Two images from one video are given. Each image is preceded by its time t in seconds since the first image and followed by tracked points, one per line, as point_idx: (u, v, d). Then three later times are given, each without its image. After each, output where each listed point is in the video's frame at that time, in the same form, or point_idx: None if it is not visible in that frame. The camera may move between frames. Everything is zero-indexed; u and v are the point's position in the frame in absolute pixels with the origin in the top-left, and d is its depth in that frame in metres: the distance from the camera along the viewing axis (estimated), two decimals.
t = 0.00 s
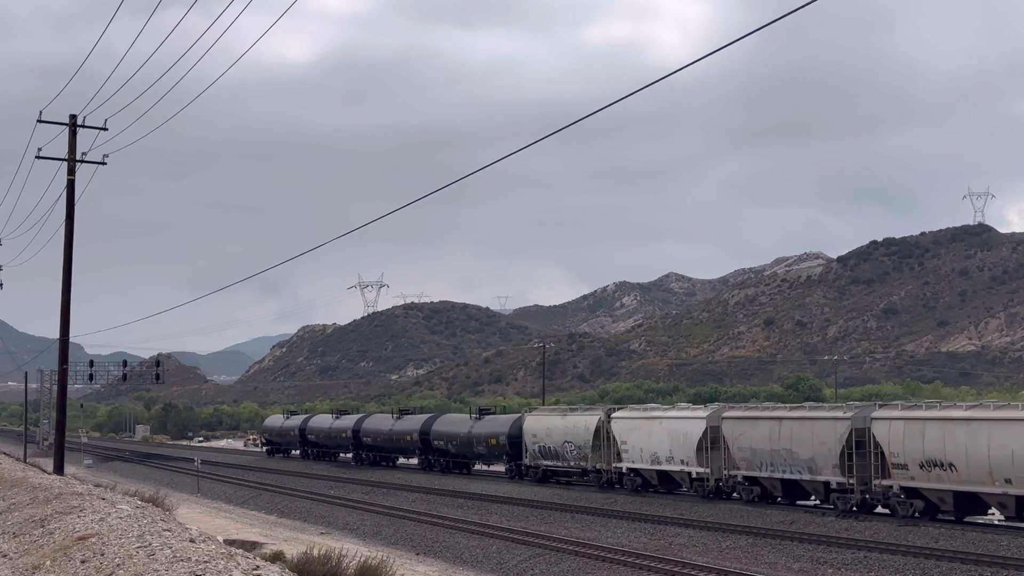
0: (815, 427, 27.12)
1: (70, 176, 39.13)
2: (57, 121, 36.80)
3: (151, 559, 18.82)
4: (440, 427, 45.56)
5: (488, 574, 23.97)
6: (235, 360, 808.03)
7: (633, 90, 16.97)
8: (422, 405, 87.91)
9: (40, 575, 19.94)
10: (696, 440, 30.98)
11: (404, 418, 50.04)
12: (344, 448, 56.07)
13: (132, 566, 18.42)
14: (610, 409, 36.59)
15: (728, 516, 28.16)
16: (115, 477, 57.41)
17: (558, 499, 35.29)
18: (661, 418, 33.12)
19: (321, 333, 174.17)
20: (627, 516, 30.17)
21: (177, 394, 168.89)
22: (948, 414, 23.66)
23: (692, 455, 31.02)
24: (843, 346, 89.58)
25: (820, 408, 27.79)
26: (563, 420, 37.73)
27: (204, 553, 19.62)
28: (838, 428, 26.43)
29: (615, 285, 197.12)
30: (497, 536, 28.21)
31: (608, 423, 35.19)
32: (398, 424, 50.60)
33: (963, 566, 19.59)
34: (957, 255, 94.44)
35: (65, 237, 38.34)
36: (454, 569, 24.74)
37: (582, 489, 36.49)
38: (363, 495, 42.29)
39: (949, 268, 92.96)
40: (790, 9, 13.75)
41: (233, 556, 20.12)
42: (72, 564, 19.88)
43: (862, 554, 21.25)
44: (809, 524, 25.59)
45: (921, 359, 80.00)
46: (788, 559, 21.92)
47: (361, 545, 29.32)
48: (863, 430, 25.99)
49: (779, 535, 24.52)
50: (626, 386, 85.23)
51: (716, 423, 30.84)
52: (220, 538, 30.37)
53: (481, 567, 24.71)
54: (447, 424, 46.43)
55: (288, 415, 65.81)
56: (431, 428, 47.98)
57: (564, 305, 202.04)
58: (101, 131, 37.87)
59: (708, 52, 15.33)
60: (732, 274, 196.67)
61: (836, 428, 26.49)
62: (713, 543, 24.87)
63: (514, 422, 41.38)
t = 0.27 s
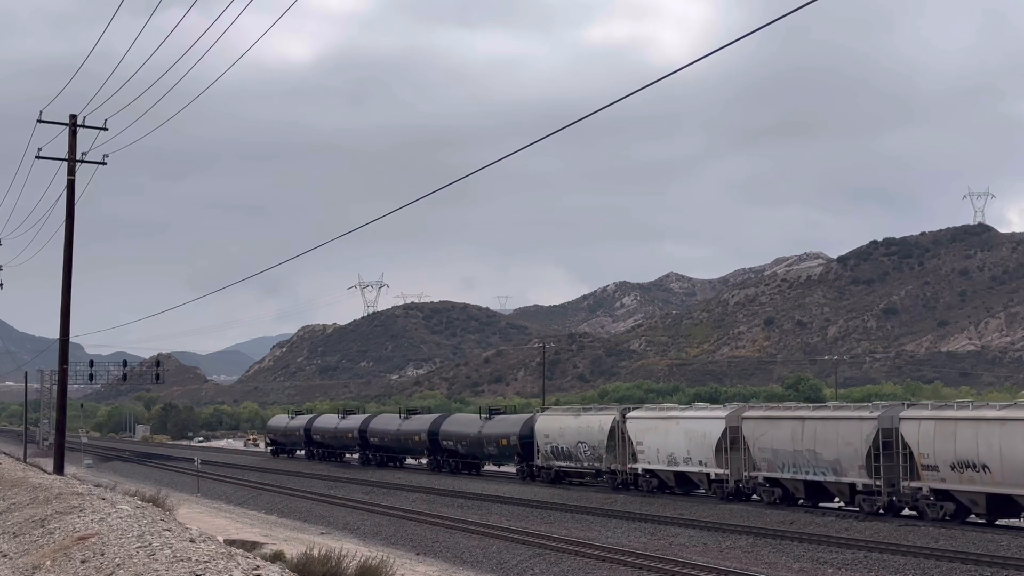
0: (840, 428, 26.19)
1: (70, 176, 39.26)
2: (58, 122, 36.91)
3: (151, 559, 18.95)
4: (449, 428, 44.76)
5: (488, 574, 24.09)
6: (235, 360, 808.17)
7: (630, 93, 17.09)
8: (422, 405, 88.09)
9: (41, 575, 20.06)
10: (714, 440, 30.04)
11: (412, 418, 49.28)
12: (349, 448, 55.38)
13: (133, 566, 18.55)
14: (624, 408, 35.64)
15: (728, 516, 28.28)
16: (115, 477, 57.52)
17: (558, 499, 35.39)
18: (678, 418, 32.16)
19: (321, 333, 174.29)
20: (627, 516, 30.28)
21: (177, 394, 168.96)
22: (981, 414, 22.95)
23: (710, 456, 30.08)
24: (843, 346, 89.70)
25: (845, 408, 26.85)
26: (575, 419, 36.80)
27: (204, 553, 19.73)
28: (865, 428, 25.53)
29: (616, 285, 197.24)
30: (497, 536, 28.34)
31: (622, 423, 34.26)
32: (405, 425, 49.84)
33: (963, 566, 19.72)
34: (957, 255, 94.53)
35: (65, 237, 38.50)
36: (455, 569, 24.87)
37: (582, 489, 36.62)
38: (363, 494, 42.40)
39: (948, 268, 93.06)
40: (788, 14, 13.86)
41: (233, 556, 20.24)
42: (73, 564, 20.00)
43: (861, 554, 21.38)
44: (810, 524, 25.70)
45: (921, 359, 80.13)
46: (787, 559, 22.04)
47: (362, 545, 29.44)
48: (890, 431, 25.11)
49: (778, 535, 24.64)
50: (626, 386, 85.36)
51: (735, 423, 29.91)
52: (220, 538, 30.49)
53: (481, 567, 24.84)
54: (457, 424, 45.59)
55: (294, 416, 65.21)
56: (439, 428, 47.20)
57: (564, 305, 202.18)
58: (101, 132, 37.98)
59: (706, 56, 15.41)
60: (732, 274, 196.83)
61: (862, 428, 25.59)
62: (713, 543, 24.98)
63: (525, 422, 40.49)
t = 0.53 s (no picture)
0: (865, 429, 25.43)
1: (70, 176, 39.19)
2: (58, 122, 36.89)
3: (151, 559, 18.91)
4: (458, 428, 43.98)
5: (488, 574, 24.06)
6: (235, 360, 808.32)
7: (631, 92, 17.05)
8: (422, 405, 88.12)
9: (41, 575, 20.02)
10: (735, 441, 29.31)
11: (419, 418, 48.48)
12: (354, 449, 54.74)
13: (133, 566, 18.51)
14: (639, 408, 34.88)
15: (728, 516, 28.27)
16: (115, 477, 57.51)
17: (557, 499, 35.38)
18: (696, 418, 31.40)
19: (321, 333, 174.28)
20: (627, 516, 30.25)
21: (177, 394, 168.95)
22: (1016, 414, 22.18)
23: (731, 457, 29.34)
24: (843, 346, 89.67)
25: (871, 408, 26.06)
26: (589, 419, 36.06)
27: (204, 553, 19.70)
28: (892, 429, 24.78)
29: (616, 285, 197.22)
30: (497, 536, 28.33)
31: (638, 424, 33.54)
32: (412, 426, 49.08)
33: (963, 566, 19.68)
34: (957, 255, 94.49)
35: (65, 237, 38.44)
36: (455, 569, 24.84)
37: (581, 489, 36.64)
38: (364, 494, 42.38)
39: (948, 268, 93.02)
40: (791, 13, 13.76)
41: (233, 556, 20.20)
42: (73, 564, 19.97)
43: (861, 554, 21.35)
44: (810, 524, 25.67)
45: (921, 359, 80.11)
46: (788, 559, 22.01)
47: (362, 545, 29.41)
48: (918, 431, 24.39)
49: (779, 535, 24.62)
50: (626, 386, 85.36)
51: (756, 423, 29.17)
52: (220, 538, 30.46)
53: (481, 567, 24.81)
54: (466, 425, 44.79)
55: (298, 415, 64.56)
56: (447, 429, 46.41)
57: (564, 305, 202.18)
58: (102, 132, 37.95)
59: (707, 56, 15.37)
60: (732, 274, 196.79)
61: (889, 429, 24.84)
62: (713, 543, 24.96)
63: (537, 422, 39.70)
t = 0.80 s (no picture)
0: (893, 429, 24.61)
1: (70, 175, 39.10)
2: (57, 121, 36.78)
3: (150, 559, 18.75)
4: (470, 428, 43.28)
5: (488, 574, 23.91)
6: (235, 360, 808.02)
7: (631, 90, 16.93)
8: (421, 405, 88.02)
9: (40, 575, 19.85)
10: (755, 442, 28.57)
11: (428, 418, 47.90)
12: (360, 449, 54.12)
13: (132, 566, 18.35)
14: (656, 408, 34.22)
15: (728, 516, 28.10)
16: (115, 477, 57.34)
17: (556, 500, 35.22)
18: (715, 418, 30.62)
19: (321, 333, 174.13)
20: (626, 516, 30.10)
21: (177, 394, 168.76)
22: None
23: (751, 458, 28.58)
24: (843, 346, 89.51)
25: (899, 408, 25.25)
26: (603, 420, 35.37)
27: (203, 553, 19.53)
28: (920, 429, 23.95)
29: (615, 285, 197.09)
30: (497, 536, 28.16)
31: (655, 424, 32.87)
32: (420, 426, 48.43)
33: (964, 566, 19.51)
34: (957, 255, 94.35)
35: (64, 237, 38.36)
36: (454, 569, 24.67)
37: (579, 489, 36.51)
38: (363, 495, 42.22)
39: (948, 268, 92.88)
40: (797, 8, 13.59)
41: (233, 556, 20.03)
42: (71, 564, 19.80)
43: (861, 554, 21.18)
44: (810, 524, 25.52)
45: (921, 359, 79.94)
46: (788, 559, 21.84)
47: (362, 545, 29.25)
48: (947, 432, 23.57)
49: (779, 535, 24.43)
50: (626, 386, 85.25)
51: (778, 423, 28.41)
52: (220, 538, 30.30)
53: (481, 567, 24.64)
54: (476, 425, 44.04)
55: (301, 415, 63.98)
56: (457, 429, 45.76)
57: (563, 306, 202.05)
58: (101, 131, 37.84)
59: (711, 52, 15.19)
60: (732, 274, 196.66)
61: (916, 429, 24.02)
62: (713, 543, 24.78)
63: (549, 422, 38.94)
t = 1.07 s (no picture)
0: (923, 428, 24.06)
1: (70, 175, 39.30)
2: (58, 122, 36.98)
3: (151, 559, 18.93)
4: (480, 428, 42.62)
5: (488, 574, 24.08)
6: (235, 360, 808.29)
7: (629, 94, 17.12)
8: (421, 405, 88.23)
9: (41, 575, 20.04)
10: (776, 443, 28.04)
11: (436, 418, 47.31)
12: (367, 449, 53.55)
13: (133, 566, 18.53)
14: (672, 407, 33.70)
15: (728, 516, 28.29)
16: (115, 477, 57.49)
17: (557, 500, 35.36)
18: (735, 418, 30.08)
19: (321, 333, 174.29)
20: (627, 516, 30.28)
21: (177, 394, 168.86)
22: None
23: (773, 459, 28.03)
24: (843, 346, 89.68)
25: (928, 407, 24.70)
26: (618, 420, 34.85)
27: (203, 553, 19.71)
28: (951, 430, 23.41)
29: (615, 285, 197.30)
30: (497, 536, 28.34)
31: (672, 425, 32.35)
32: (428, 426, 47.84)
33: (963, 566, 19.71)
34: (957, 255, 94.53)
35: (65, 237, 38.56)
36: (454, 569, 24.85)
37: (579, 489, 36.69)
38: (363, 494, 42.39)
39: (948, 268, 93.07)
40: (795, 9, 13.77)
41: (233, 556, 20.21)
42: (73, 564, 19.99)
43: (861, 554, 21.37)
44: (809, 524, 25.70)
45: (921, 359, 80.12)
46: (787, 559, 22.03)
47: (362, 545, 29.43)
48: (980, 433, 23.02)
49: (778, 535, 24.61)
50: (626, 386, 85.43)
51: (801, 424, 27.85)
52: (220, 538, 30.48)
53: (481, 567, 24.82)
54: (485, 425, 43.41)
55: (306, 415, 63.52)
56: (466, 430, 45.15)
57: (564, 305, 202.22)
58: (102, 132, 38.03)
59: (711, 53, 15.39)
60: (732, 274, 196.88)
61: (947, 430, 23.48)
62: (713, 543, 24.96)
63: (561, 423, 38.42)
